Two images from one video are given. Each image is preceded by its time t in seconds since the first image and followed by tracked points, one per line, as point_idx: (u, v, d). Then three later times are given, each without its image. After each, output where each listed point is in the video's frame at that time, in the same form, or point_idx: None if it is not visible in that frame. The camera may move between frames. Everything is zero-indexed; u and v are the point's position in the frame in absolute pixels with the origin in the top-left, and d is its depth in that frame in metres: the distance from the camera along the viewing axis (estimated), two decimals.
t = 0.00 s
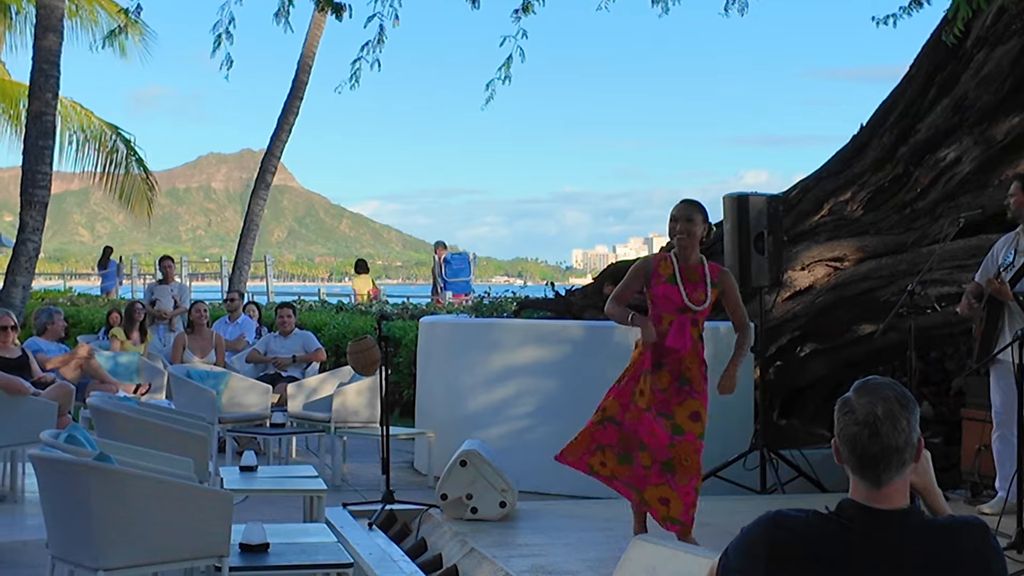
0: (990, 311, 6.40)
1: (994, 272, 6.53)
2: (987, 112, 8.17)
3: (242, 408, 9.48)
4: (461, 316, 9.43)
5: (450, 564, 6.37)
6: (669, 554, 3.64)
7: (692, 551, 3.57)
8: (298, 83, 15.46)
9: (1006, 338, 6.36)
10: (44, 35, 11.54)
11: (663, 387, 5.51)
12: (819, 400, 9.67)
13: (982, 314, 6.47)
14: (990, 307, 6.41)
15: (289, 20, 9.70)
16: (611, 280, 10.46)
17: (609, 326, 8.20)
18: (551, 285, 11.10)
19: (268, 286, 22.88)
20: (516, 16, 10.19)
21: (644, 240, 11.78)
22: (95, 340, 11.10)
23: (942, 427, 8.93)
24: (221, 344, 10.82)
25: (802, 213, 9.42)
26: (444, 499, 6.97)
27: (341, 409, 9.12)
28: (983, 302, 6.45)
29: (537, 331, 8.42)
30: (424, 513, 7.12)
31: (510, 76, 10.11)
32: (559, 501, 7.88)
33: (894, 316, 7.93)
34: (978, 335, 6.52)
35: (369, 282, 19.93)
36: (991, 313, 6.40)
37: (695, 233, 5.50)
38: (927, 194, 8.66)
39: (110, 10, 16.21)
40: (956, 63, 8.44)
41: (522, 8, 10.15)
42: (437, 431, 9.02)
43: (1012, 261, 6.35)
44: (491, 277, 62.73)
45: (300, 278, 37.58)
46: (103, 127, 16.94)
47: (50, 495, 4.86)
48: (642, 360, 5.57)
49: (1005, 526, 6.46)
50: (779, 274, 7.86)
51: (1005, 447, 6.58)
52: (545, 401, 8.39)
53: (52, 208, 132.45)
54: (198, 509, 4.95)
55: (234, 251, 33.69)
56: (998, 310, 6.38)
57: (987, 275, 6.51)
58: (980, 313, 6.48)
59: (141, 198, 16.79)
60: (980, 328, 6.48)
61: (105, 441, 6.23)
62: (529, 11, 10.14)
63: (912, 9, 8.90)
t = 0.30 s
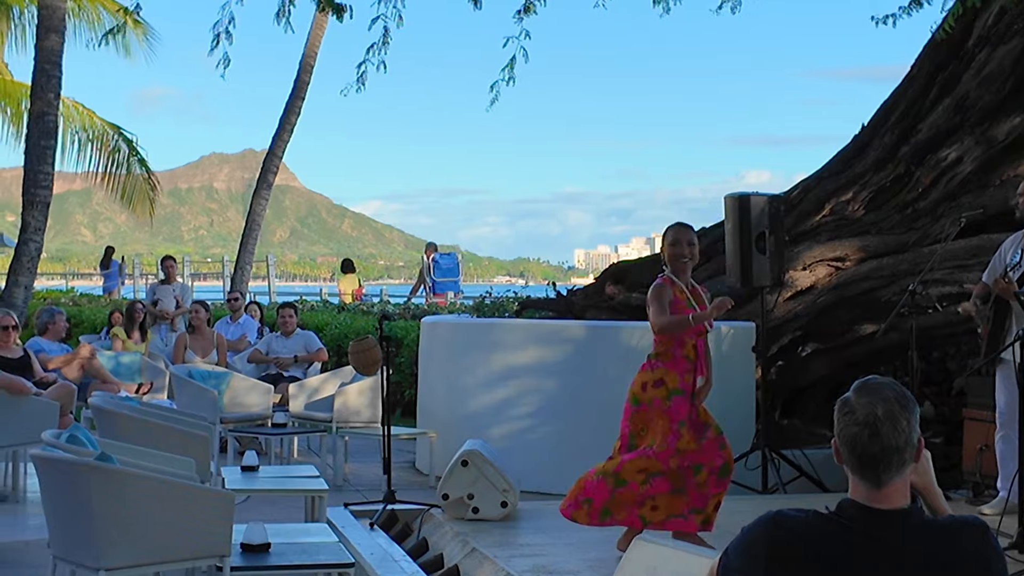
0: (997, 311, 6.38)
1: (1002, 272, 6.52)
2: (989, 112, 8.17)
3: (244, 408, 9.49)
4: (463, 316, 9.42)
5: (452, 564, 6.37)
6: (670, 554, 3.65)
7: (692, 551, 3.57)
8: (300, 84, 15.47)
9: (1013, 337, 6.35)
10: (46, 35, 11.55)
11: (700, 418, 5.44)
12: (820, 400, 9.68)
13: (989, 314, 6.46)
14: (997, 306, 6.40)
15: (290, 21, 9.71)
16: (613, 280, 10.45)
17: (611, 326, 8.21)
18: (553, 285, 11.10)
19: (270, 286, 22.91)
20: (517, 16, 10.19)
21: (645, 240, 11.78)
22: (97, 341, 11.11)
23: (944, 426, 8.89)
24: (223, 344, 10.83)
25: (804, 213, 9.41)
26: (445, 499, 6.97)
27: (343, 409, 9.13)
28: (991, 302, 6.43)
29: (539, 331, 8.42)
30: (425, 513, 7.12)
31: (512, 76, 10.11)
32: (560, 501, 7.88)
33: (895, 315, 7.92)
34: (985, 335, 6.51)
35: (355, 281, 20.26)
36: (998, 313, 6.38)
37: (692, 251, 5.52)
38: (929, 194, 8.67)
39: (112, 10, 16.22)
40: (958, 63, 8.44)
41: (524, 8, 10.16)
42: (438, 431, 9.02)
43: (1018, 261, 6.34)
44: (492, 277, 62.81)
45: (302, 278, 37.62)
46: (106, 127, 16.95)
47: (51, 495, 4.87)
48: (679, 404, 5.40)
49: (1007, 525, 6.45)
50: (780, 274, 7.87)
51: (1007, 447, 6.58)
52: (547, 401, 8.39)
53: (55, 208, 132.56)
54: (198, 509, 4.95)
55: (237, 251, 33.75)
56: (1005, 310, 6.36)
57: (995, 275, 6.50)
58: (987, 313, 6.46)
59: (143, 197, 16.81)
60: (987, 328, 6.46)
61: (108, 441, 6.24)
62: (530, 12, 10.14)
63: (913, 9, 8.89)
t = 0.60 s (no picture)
0: (1000, 312, 6.37)
1: (1006, 272, 6.48)
2: (989, 112, 8.18)
3: (244, 408, 9.48)
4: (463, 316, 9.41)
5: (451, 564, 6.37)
6: (670, 554, 3.64)
7: (691, 551, 3.57)
8: (300, 83, 15.46)
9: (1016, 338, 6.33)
10: (46, 34, 11.55)
11: (730, 427, 5.77)
12: (821, 401, 9.72)
13: (994, 313, 6.45)
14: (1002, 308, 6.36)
15: (290, 20, 9.71)
16: (612, 280, 10.44)
17: (611, 326, 8.22)
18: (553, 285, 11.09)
19: (271, 286, 22.88)
20: (517, 16, 10.19)
21: (646, 240, 11.78)
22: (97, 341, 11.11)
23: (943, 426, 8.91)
24: (223, 343, 10.83)
25: (804, 213, 9.41)
26: (445, 499, 6.98)
27: (343, 409, 9.13)
28: (996, 301, 6.44)
29: (539, 331, 8.43)
30: (425, 513, 7.13)
31: (512, 77, 10.11)
32: (559, 501, 7.88)
33: (895, 315, 7.91)
34: (988, 335, 6.48)
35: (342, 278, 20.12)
36: (1002, 314, 6.36)
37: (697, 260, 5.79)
38: (929, 194, 8.66)
39: (113, 10, 16.22)
40: (958, 62, 8.44)
41: (524, 8, 10.16)
42: (438, 431, 9.02)
43: None
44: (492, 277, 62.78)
45: (302, 278, 37.58)
46: (106, 127, 16.94)
47: (51, 495, 4.87)
48: (709, 420, 5.75)
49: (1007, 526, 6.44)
50: (780, 274, 7.88)
51: (1009, 447, 6.56)
52: (547, 401, 8.40)
53: (56, 208, 132.72)
54: (198, 509, 4.95)
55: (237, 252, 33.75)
56: (1008, 311, 6.35)
57: (999, 275, 6.48)
58: (993, 312, 6.45)
59: (143, 197, 16.82)
60: (991, 328, 6.44)
61: (107, 441, 6.23)
62: (530, 12, 10.14)
63: (914, 8, 8.88)
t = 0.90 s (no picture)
0: (1001, 312, 6.38)
1: (1007, 273, 6.47)
2: (988, 112, 8.18)
3: (243, 408, 9.47)
4: (462, 315, 9.41)
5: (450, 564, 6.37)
6: (669, 554, 3.64)
7: (691, 551, 3.56)
8: (300, 83, 15.46)
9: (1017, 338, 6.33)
10: (46, 35, 11.56)
11: (753, 422, 5.92)
12: (820, 400, 9.70)
13: (996, 314, 6.45)
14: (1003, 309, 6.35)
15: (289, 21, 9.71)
16: (611, 280, 10.44)
17: (612, 326, 8.22)
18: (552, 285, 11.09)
19: (270, 286, 22.89)
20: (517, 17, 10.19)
21: (645, 239, 11.78)
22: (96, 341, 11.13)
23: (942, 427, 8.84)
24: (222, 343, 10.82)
25: (803, 213, 9.42)
26: (444, 498, 6.98)
27: (342, 408, 9.14)
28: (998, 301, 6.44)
29: (538, 330, 8.43)
30: (424, 513, 7.13)
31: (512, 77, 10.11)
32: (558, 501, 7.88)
33: (893, 315, 7.89)
34: (989, 334, 6.49)
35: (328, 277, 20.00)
36: (1003, 315, 6.37)
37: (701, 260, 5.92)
38: (927, 194, 8.66)
39: (113, 11, 16.24)
40: (957, 62, 8.44)
41: (523, 8, 10.16)
42: (437, 431, 9.02)
43: None
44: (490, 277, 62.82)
45: (301, 278, 37.59)
46: (105, 127, 16.95)
47: (50, 495, 4.87)
48: (710, 412, 5.94)
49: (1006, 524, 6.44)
50: (780, 273, 7.87)
51: (1007, 448, 6.55)
52: (546, 401, 8.39)
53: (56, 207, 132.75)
54: (197, 509, 4.95)
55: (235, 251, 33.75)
56: (1010, 312, 6.36)
57: (1001, 276, 6.47)
58: (994, 313, 6.45)
59: (143, 197, 16.83)
60: (992, 328, 6.44)
61: (106, 441, 6.22)
62: (529, 12, 10.14)
63: (912, 8, 8.88)
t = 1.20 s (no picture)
0: (999, 312, 6.35)
1: (1006, 272, 6.43)
2: (986, 112, 8.18)
3: (242, 408, 9.47)
4: (460, 316, 9.41)
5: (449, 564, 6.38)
6: (667, 555, 3.64)
7: (689, 551, 3.56)
8: (298, 83, 15.45)
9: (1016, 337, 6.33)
10: (44, 35, 11.55)
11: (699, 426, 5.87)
12: (819, 400, 9.69)
13: (993, 314, 6.42)
14: (1000, 309, 6.36)
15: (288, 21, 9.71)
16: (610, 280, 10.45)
17: (611, 326, 8.21)
18: (551, 285, 11.09)
19: (269, 286, 22.91)
20: (515, 17, 10.19)
21: (644, 239, 11.78)
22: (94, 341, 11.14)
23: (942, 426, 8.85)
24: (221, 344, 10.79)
25: (802, 213, 9.41)
26: (443, 498, 6.97)
27: (340, 409, 9.13)
28: (996, 301, 6.40)
29: (536, 330, 8.43)
30: (423, 513, 7.13)
31: (510, 77, 10.11)
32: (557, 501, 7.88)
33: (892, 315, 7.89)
34: (987, 334, 6.47)
35: (318, 277, 19.94)
36: (1001, 315, 6.34)
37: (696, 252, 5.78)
38: (926, 194, 8.66)
39: (112, 12, 16.24)
40: (955, 62, 8.44)
41: (521, 8, 10.16)
42: (436, 430, 9.02)
43: None
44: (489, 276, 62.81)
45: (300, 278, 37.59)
46: (104, 127, 16.94)
47: (48, 496, 4.87)
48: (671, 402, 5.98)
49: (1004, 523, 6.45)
50: (779, 273, 7.87)
51: (1006, 448, 6.54)
52: (545, 401, 8.39)
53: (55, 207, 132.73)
54: (195, 509, 4.95)
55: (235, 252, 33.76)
56: (1008, 312, 6.32)
57: (998, 275, 6.43)
58: (992, 313, 6.42)
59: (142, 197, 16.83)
60: (991, 328, 6.41)
61: (105, 441, 6.22)
62: (528, 12, 10.14)
63: (908, 9, 8.89)
